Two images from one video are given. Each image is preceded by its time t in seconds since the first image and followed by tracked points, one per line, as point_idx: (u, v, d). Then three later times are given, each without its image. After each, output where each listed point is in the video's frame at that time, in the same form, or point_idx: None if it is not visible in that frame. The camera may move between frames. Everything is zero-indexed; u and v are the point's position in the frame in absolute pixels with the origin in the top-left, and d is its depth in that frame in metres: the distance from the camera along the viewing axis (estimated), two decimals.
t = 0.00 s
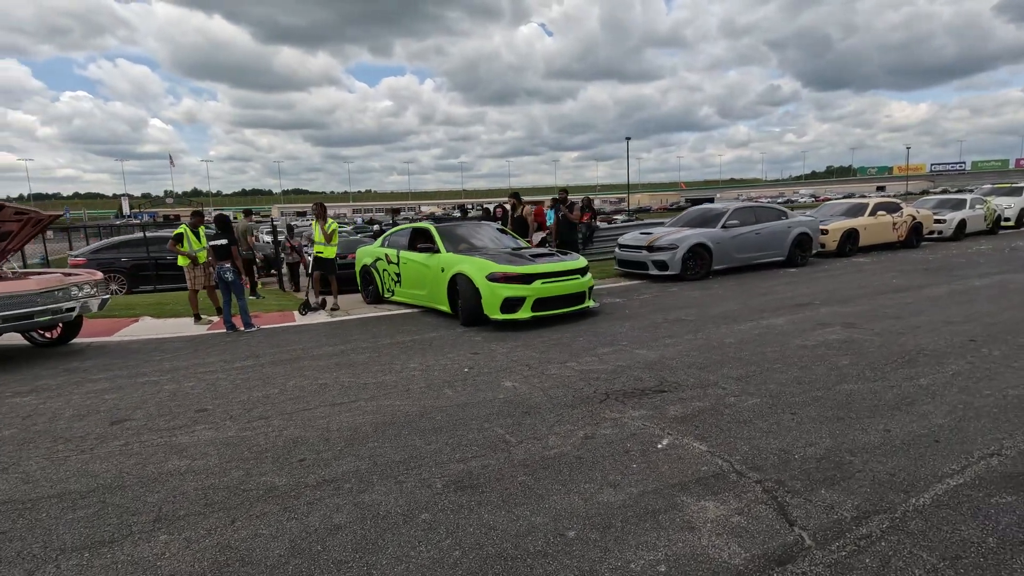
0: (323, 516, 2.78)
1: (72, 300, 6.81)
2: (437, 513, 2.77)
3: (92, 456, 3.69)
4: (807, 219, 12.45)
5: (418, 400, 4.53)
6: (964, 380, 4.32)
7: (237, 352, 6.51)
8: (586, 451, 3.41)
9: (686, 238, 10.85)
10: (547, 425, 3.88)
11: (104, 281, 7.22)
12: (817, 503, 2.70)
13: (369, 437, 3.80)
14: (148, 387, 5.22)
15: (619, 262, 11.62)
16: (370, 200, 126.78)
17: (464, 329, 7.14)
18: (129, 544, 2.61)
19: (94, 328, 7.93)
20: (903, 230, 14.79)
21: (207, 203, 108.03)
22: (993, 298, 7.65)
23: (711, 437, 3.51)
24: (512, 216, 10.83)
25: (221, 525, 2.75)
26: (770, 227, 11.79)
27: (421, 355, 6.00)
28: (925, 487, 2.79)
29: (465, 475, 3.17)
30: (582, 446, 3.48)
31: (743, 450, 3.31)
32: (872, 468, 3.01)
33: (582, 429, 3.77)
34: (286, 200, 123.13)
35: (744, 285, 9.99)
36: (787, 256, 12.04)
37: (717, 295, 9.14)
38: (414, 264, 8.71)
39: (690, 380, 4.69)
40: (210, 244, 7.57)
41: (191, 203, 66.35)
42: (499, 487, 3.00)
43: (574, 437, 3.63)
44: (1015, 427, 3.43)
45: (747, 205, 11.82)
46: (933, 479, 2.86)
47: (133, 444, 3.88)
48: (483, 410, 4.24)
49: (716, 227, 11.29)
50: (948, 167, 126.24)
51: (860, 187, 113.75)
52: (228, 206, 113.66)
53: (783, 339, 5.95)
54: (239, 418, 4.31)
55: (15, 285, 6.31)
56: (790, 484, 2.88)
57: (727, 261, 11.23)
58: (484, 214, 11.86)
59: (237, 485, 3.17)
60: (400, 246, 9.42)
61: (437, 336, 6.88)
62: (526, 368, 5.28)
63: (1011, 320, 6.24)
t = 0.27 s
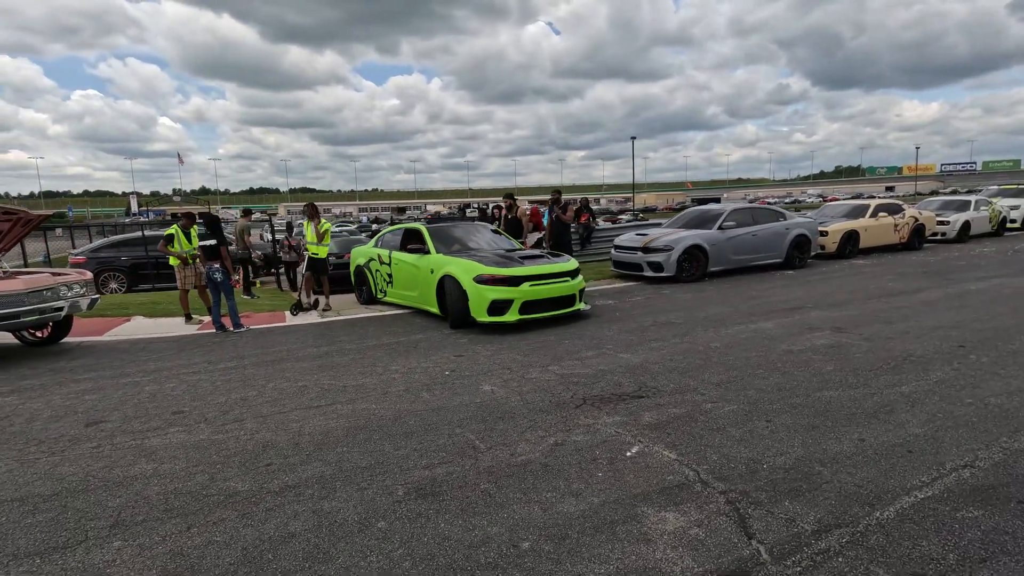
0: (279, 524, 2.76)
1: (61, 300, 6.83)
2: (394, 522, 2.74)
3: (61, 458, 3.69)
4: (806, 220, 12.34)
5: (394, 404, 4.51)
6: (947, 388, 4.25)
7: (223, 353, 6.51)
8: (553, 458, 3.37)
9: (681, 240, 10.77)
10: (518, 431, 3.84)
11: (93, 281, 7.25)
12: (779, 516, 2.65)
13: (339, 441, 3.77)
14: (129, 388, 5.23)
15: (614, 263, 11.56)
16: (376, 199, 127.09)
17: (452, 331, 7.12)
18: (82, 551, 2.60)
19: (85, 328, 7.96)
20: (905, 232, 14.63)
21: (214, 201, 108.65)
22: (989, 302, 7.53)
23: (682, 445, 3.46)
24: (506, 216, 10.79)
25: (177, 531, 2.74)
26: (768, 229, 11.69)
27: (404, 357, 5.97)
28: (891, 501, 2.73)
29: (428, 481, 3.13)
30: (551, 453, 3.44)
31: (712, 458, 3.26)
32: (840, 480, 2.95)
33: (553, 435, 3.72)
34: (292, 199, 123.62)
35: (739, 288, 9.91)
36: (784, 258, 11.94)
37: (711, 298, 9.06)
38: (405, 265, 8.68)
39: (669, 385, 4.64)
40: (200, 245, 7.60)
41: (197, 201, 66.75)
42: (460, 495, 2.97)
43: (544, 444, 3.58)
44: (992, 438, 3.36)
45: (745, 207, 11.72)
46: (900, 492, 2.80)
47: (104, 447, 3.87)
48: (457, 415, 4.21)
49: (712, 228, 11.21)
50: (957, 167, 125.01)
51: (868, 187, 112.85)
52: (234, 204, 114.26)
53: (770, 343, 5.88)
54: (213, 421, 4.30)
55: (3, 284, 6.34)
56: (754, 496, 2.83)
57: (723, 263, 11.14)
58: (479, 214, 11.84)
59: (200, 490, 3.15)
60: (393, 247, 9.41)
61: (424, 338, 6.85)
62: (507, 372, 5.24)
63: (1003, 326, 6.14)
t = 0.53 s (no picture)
0: (242, 533, 2.70)
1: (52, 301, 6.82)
2: (359, 532, 2.68)
3: (35, 462, 3.65)
4: (808, 220, 12.19)
5: (375, 408, 4.45)
6: (940, 394, 4.14)
7: (211, 354, 6.48)
8: (529, 466, 3.29)
9: (680, 240, 10.66)
10: (498, 436, 3.76)
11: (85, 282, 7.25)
12: (754, 529, 2.56)
13: (314, 446, 3.71)
14: (114, 390, 5.20)
15: (613, 264, 11.46)
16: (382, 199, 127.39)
17: (443, 333, 7.06)
18: (40, 559, 2.55)
19: (79, 328, 7.96)
20: (910, 232, 14.43)
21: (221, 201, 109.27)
22: (992, 304, 7.38)
23: (662, 453, 3.38)
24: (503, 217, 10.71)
25: (138, 540, 2.68)
26: (769, 229, 11.56)
27: (392, 359, 5.91)
28: (873, 514, 2.63)
29: (399, 490, 3.07)
30: (528, 461, 3.36)
31: (691, 467, 3.17)
32: (821, 491, 2.85)
33: (532, 442, 3.65)
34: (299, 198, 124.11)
35: (738, 289, 9.78)
36: (785, 259, 11.79)
37: (708, 299, 8.95)
38: (399, 266, 8.62)
39: (656, 390, 4.54)
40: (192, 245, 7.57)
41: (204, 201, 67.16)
42: (430, 504, 2.90)
43: (521, 451, 3.51)
44: (982, 448, 3.26)
45: (745, 207, 11.59)
46: (882, 504, 2.71)
47: (80, 450, 3.83)
48: (437, 419, 4.14)
49: (711, 229, 11.09)
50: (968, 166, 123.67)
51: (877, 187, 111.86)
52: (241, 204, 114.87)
53: (764, 346, 5.77)
54: (192, 425, 4.25)
55: None
56: (731, 507, 2.74)
57: (722, 264, 11.03)
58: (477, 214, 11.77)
59: (167, 496, 3.10)
60: (388, 247, 9.35)
61: (414, 340, 6.79)
62: (494, 375, 5.17)
63: (1004, 329, 6.00)
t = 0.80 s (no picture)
0: (205, 542, 2.59)
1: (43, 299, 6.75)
2: (327, 542, 2.56)
3: (7, 464, 3.56)
4: (813, 220, 11.98)
5: (360, 410, 4.33)
6: (944, 399, 3.97)
7: (201, 353, 6.40)
8: (511, 472, 3.16)
9: (682, 240, 10.49)
10: (481, 440, 3.64)
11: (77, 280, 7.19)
12: (742, 543, 2.42)
13: (293, 450, 3.60)
14: (99, 390, 5.11)
15: (614, 263, 11.31)
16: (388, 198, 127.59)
17: (437, 333, 6.94)
18: None
19: (73, 326, 7.90)
20: (918, 232, 14.17)
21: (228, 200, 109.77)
22: (1001, 306, 7.17)
23: (650, 460, 3.23)
24: (502, 215, 10.57)
25: (98, 548, 2.57)
26: (773, 229, 11.36)
27: (382, 359, 5.79)
28: (869, 527, 2.48)
29: (373, 497, 2.95)
30: (510, 467, 3.23)
31: (680, 475, 3.03)
32: (816, 502, 2.71)
33: (516, 447, 3.52)
34: (305, 197, 124.53)
35: (740, 289, 9.60)
36: (790, 258, 11.60)
37: (709, 299, 8.78)
38: (395, 265, 8.51)
39: (649, 393, 4.40)
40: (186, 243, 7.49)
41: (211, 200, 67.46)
42: (404, 513, 2.78)
43: (504, 456, 3.38)
44: (988, 457, 3.10)
45: (749, 206, 11.40)
46: (880, 517, 2.56)
47: (55, 452, 3.74)
48: (421, 422, 4.02)
49: (714, 228, 10.91)
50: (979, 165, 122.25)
51: (886, 187, 110.81)
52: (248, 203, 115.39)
53: (763, 348, 5.61)
54: (172, 426, 4.15)
55: None
56: (718, 519, 2.60)
57: (725, 264, 10.85)
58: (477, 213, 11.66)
59: (135, 501, 3.00)
60: (384, 246, 9.25)
61: (407, 340, 6.68)
62: (484, 377, 5.04)
63: (1014, 331, 5.81)
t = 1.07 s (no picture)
0: (166, 563, 2.47)
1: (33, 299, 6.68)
2: (292, 563, 2.44)
3: None
4: (820, 220, 11.75)
5: (343, 418, 4.21)
6: (950, 411, 3.80)
7: (191, 355, 6.31)
8: (492, 487, 3.03)
9: (684, 241, 10.31)
10: (464, 452, 3.51)
11: (69, 280, 7.12)
12: (728, 572, 2.27)
13: (269, 460, 3.48)
14: (82, 393, 5.02)
15: (615, 264, 11.15)
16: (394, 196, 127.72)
17: (431, 336, 6.81)
18: None
19: (66, 326, 7.84)
20: (928, 233, 13.89)
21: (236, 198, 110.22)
22: (1012, 311, 6.96)
23: (638, 476, 3.09)
24: (502, 215, 10.40)
25: (54, 567, 2.46)
26: (777, 229, 11.15)
27: (372, 363, 5.67)
28: (866, 555, 2.33)
29: (345, 513, 2.82)
30: (491, 482, 3.10)
31: (667, 493, 2.88)
32: (809, 526, 2.55)
33: (500, 459, 3.38)
34: (312, 195, 124.87)
35: (743, 291, 9.42)
36: (795, 260, 11.39)
37: (711, 302, 8.60)
38: (390, 266, 8.39)
39: (642, 402, 4.26)
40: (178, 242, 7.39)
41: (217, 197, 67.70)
42: (375, 531, 2.65)
43: (486, 470, 3.24)
44: (995, 476, 2.93)
45: (753, 205, 11.19)
46: (877, 543, 2.40)
47: (28, 460, 3.64)
48: (405, 431, 3.89)
49: (717, 228, 10.73)
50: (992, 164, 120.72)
51: (896, 186, 109.66)
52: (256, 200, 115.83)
53: (763, 354, 5.44)
54: (150, 433, 4.05)
55: None
56: (705, 543, 2.45)
57: (728, 265, 10.66)
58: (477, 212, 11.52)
59: (100, 515, 2.89)
60: (381, 246, 9.14)
61: (400, 343, 6.56)
62: (473, 383, 4.90)
63: None
